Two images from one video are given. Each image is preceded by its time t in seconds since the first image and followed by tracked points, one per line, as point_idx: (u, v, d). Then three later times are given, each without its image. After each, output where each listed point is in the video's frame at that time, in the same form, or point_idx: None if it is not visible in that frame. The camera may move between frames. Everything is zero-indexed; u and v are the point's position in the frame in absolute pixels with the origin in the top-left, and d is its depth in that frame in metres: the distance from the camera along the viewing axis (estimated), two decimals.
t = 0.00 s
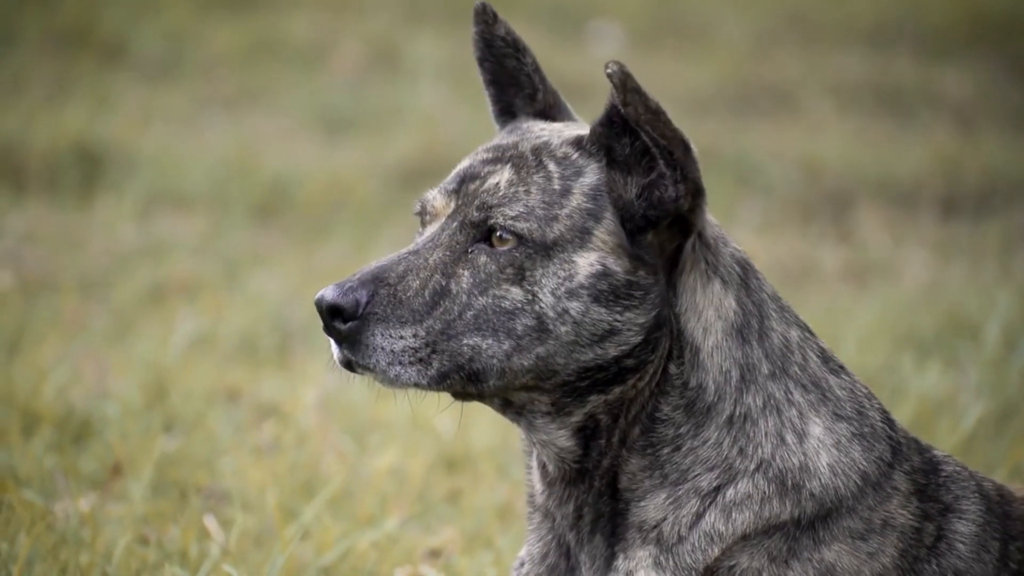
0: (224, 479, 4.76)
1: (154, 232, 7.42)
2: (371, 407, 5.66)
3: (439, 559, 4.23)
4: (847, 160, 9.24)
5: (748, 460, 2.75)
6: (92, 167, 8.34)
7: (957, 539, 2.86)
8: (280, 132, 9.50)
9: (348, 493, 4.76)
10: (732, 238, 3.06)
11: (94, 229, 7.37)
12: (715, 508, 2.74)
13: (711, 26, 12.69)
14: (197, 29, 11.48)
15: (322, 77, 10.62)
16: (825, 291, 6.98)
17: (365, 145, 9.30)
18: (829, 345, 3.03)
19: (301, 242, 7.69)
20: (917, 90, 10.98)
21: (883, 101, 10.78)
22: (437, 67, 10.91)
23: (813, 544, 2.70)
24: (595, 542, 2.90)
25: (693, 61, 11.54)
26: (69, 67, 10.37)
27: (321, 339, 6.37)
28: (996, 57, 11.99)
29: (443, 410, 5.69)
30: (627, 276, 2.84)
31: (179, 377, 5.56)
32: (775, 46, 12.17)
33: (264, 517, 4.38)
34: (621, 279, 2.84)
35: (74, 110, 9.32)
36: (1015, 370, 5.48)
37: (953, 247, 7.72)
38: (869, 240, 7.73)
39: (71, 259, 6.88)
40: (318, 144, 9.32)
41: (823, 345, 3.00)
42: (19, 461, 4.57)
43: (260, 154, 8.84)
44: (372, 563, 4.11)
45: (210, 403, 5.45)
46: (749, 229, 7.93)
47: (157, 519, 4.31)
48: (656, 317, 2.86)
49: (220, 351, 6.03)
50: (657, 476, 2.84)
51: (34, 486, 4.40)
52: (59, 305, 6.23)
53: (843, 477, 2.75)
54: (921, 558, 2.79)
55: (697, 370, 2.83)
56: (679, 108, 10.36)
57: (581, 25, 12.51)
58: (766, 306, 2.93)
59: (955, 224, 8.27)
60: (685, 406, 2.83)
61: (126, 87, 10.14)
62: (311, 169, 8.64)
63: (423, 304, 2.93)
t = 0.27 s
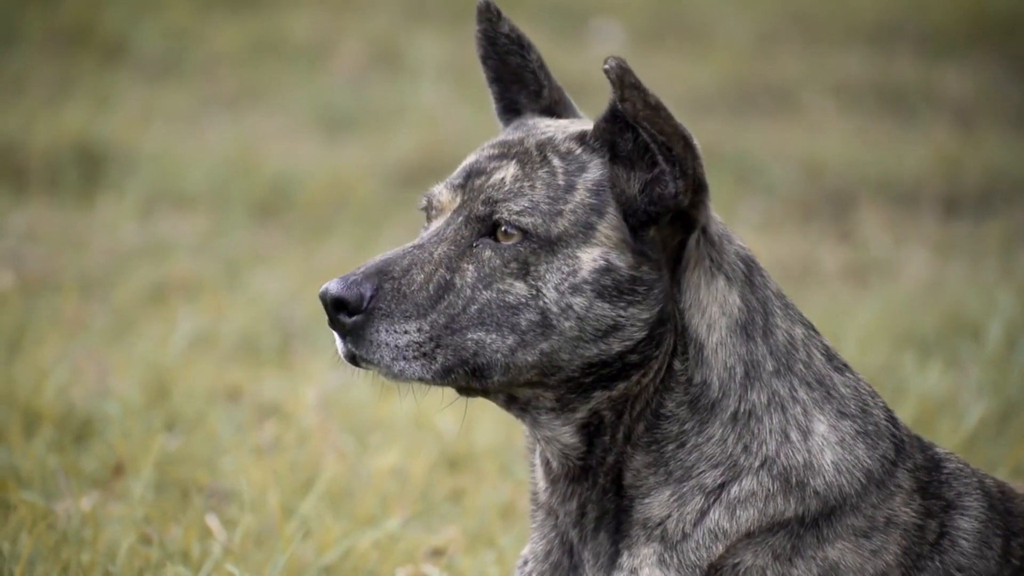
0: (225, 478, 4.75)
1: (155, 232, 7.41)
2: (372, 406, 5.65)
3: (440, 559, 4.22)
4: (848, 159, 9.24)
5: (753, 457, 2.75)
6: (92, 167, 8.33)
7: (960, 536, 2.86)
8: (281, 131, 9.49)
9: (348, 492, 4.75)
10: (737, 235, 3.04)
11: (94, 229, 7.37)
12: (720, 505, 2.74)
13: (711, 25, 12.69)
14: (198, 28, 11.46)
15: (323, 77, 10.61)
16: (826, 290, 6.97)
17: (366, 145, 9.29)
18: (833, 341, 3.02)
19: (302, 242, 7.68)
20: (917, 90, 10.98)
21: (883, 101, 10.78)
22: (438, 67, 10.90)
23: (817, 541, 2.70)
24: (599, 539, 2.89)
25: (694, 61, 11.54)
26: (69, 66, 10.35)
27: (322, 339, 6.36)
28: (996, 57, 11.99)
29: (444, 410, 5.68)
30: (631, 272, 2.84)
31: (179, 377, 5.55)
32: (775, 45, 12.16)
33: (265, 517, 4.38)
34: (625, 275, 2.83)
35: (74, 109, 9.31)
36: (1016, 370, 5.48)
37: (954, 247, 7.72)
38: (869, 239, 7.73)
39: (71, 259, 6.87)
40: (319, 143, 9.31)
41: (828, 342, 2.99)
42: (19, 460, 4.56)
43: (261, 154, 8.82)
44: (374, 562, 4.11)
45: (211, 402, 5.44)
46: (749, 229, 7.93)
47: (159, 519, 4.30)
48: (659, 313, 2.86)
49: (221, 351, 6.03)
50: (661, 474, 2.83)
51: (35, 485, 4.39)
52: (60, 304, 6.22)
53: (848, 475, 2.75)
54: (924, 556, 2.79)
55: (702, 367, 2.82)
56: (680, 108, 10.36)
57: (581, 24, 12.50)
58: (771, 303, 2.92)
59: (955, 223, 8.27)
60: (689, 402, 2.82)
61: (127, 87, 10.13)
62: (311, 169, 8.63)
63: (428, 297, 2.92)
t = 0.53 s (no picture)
0: (221, 478, 4.76)
1: (152, 232, 7.41)
2: (368, 405, 5.66)
3: (435, 559, 4.23)
4: (845, 159, 9.24)
5: (750, 461, 2.77)
6: (90, 166, 8.34)
7: (956, 542, 2.87)
8: (278, 131, 9.49)
9: (344, 492, 4.76)
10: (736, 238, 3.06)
11: (91, 228, 7.37)
12: (717, 509, 2.76)
13: (709, 25, 12.69)
14: (195, 28, 11.46)
15: (320, 77, 10.61)
16: (822, 290, 6.98)
17: (363, 145, 9.29)
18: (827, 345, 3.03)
19: (299, 242, 7.68)
20: (915, 90, 10.98)
21: (881, 101, 10.79)
22: (436, 67, 10.91)
23: (813, 547, 2.72)
24: (593, 541, 2.91)
25: (691, 60, 11.54)
26: (67, 66, 10.35)
27: (318, 338, 6.36)
28: (994, 57, 11.99)
29: (440, 409, 5.68)
30: (617, 276, 2.85)
31: (176, 377, 5.56)
32: (773, 45, 12.17)
33: (261, 516, 4.38)
34: (614, 279, 2.85)
35: (72, 109, 9.31)
36: (1012, 370, 5.48)
37: (951, 246, 7.72)
38: (866, 240, 7.73)
39: (69, 259, 6.87)
40: (316, 143, 9.31)
41: (824, 346, 3.01)
42: (15, 459, 4.57)
43: (258, 154, 8.83)
44: (369, 562, 4.12)
45: (207, 402, 5.45)
46: (746, 229, 7.94)
47: (154, 518, 4.30)
48: (650, 317, 2.87)
49: (217, 351, 6.03)
50: (657, 478, 2.84)
51: (31, 485, 4.39)
52: (57, 304, 6.23)
53: (845, 480, 2.77)
54: (919, 561, 2.80)
55: (697, 371, 2.84)
56: (677, 108, 10.36)
57: (579, 25, 12.51)
58: (767, 306, 2.93)
59: (953, 223, 8.27)
60: (683, 405, 2.84)
61: (125, 87, 10.13)
62: (308, 168, 8.64)
63: (412, 301, 2.95)
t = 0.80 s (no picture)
0: (224, 479, 4.76)
1: (153, 233, 7.41)
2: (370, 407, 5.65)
3: (438, 560, 4.23)
4: (846, 160, 9.24)
5: (742, 471, 2.76)
6: (91, 167, 8.34)
7: (971, 552, 2.90)
8: (279, 132, 9.50)
9: (346, 493, 4.76)
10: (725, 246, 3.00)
11: (93, 230, 7.37)
12: (714, 521, 2.76)
13: (710, 26, 12.70)
14: (196, 29, 11.47)
15: (321, 77, 10.62)
16: (824, 291, 6.98)
17: (365, 146, 9.30)
18: (829, 353, 3.00)
19: (301, 243, 7.69)
20: (917, 91, 10.99)
21: (882, 102, 10.79)
22: (437, 68, 10.92)
23: (822, 555, 2.74)
24: (593, 549, 2.92)
25: (692, 62, 11.54)
26: (69, 68, 10.36)
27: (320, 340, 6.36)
28: (995, 58, 12.00)
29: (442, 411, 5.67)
30: (550, 283, 2.80)
31: (178, 379, 5.55)
32: (774, 46, 12.17)
33: (264, 517, 4.38)
34: (545, 288, 2.80)
35: (73, 111, 9.32)
36: (1014, 371, 5.48)
37: (952, 248, 7.73)
38: (867, 241, 7.73)
39: (70, 260, 6.87)
40: (318, 144, 9.32)
41: (821, 355, 2.96)
42: (18, 461, 4.56)
43: (260, 155, 8.83)
44: (372, 563, 4.11)
45: (209, 404, 5.44)
46: (747, 231, 7.94)
47: (157, 520, 4.30)
48: (598, 324, 2.82)
49: (219, 353, 6.03)
50: (648, 490, 2.83)
51: (33, 487, 4.39)
52: (58, 305, 6.23)
53: (848, 488, 2.77)
54: (934, 570, 2.83)
55: (674, 381, 2.82)
56: (678, 109, 10.36)
57: (580, 25, 12.52)
58: (750, 314, 2.88)
59: (954, 224, 8.27)
60: (660, 414, 2.83)
61: (126, 88, 10.14)
62: (310, 169, 8.64)
63: (363, 316, 2.96)
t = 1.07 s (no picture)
0: (224, 480, 4.76)
1: (153, 233, 7.41)
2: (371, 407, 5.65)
3: (438, 560, 4.23)
4: (847, 161, 9.25)
5: (741, 474, 2.81)
6: (91, 167, 8.34)
7: (975, 554, 2.90)
8: (279, 133, 9.50)
9: (347, 494, 4.76)
10: (732, 255, 3.04)
11: (93, 230, 7.38)
12: (713, 522, 2.80)
13: (710, 26, 12.70)
14: (196, 29, 11.46)
15: (321, 78, 10.62)
16: (824, 292, 6.98)
17: (365, 146, 9.30)
18: (833, 359, 3.02)
19: (301, 244, 7.69)
20: (917, 92, 10.99)
21: (882, 102, 10.79)
22: (437, 69, 10.91)
23: (824, 556, 2.77)
24: (592, 549, 2.95)
25: (692, 62, 11.54)
26: (69, 68, 10.36)
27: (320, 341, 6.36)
28: (995, 59, 12.00)
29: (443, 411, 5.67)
30: (549, 276, 2.91)
31: (178, 379, 5.56)
32: (774, 47, 12.17)
33: (264, 519, 4.39)
34: (542, 280, 2.90)
35: (73, 111, 9.32)
36: (1014, 372, 5.48)
37: (952, 249, 7.73)
38: (867, 242, 7.73)
39: (70, 260, 6.87)
40: (318, 145, 9.31)
41: (824, 362, 2.99)
42: (18, 461, 4.57)
43: (260, 155, 8.84)
44: (372, 564, 4.12)
45: (209, 404, 5.45)
46: (747, 231, 7.94)
47: (157, 521, 4.31)
48: (592, 325, 2.90)
49: (220, 353, 6.03)
50: (644, 493, 2.88)
51: (33, 488, 4.39)
52: (59, 305, 6.23)
53: (849, 490, 2.80)
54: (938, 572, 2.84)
55: (670, 387, 2.88)
56: (678, 109, 10.36)
57: (580, 26, 12.52)
58: (750, 323, 2.93)
59: (954, 225, 8.27)
60: (656, 418, 2.88)
61: (126, 88, 10.14)
62: (310, 170, 8.64)
63: (369, 277, 3.10)
